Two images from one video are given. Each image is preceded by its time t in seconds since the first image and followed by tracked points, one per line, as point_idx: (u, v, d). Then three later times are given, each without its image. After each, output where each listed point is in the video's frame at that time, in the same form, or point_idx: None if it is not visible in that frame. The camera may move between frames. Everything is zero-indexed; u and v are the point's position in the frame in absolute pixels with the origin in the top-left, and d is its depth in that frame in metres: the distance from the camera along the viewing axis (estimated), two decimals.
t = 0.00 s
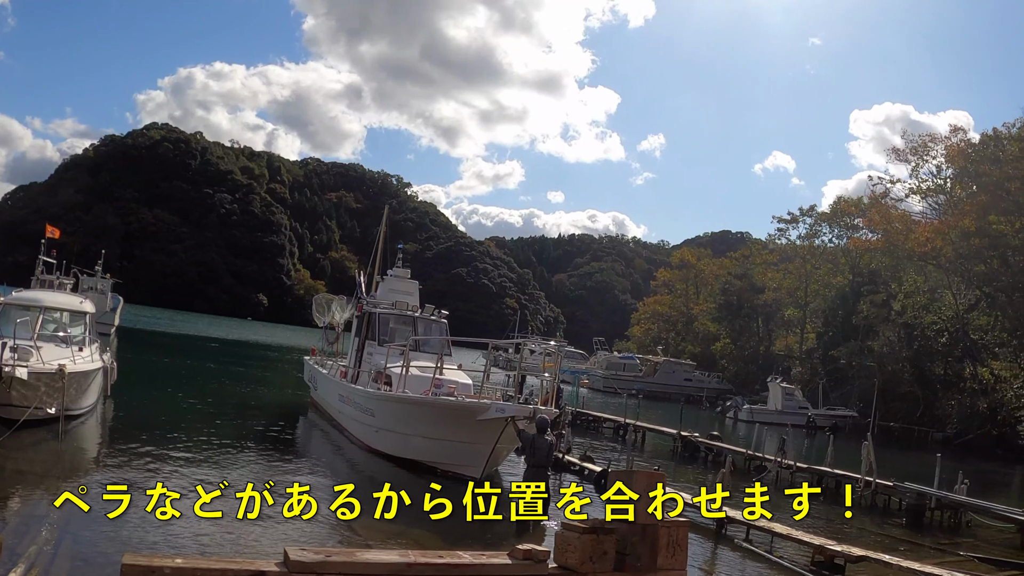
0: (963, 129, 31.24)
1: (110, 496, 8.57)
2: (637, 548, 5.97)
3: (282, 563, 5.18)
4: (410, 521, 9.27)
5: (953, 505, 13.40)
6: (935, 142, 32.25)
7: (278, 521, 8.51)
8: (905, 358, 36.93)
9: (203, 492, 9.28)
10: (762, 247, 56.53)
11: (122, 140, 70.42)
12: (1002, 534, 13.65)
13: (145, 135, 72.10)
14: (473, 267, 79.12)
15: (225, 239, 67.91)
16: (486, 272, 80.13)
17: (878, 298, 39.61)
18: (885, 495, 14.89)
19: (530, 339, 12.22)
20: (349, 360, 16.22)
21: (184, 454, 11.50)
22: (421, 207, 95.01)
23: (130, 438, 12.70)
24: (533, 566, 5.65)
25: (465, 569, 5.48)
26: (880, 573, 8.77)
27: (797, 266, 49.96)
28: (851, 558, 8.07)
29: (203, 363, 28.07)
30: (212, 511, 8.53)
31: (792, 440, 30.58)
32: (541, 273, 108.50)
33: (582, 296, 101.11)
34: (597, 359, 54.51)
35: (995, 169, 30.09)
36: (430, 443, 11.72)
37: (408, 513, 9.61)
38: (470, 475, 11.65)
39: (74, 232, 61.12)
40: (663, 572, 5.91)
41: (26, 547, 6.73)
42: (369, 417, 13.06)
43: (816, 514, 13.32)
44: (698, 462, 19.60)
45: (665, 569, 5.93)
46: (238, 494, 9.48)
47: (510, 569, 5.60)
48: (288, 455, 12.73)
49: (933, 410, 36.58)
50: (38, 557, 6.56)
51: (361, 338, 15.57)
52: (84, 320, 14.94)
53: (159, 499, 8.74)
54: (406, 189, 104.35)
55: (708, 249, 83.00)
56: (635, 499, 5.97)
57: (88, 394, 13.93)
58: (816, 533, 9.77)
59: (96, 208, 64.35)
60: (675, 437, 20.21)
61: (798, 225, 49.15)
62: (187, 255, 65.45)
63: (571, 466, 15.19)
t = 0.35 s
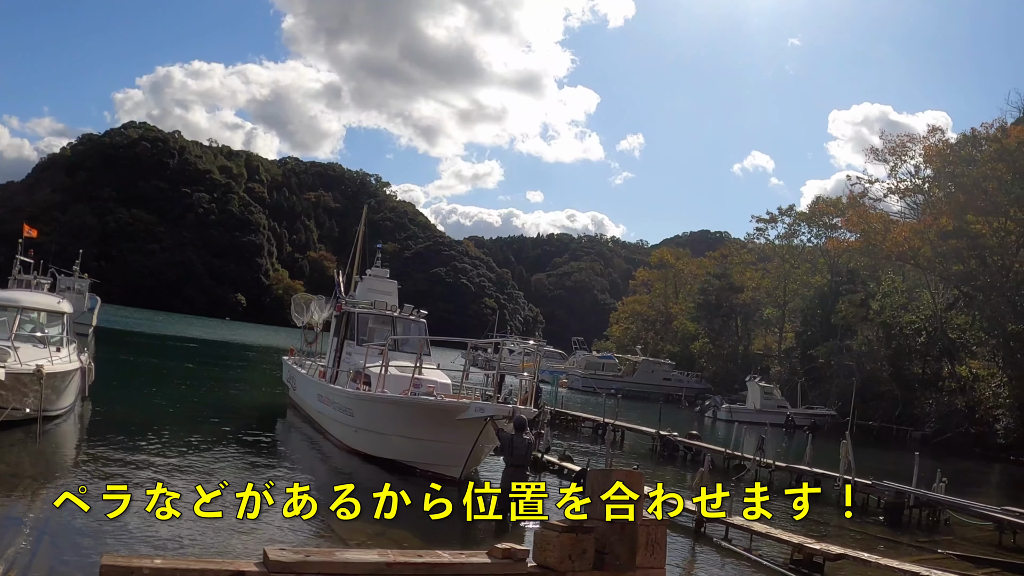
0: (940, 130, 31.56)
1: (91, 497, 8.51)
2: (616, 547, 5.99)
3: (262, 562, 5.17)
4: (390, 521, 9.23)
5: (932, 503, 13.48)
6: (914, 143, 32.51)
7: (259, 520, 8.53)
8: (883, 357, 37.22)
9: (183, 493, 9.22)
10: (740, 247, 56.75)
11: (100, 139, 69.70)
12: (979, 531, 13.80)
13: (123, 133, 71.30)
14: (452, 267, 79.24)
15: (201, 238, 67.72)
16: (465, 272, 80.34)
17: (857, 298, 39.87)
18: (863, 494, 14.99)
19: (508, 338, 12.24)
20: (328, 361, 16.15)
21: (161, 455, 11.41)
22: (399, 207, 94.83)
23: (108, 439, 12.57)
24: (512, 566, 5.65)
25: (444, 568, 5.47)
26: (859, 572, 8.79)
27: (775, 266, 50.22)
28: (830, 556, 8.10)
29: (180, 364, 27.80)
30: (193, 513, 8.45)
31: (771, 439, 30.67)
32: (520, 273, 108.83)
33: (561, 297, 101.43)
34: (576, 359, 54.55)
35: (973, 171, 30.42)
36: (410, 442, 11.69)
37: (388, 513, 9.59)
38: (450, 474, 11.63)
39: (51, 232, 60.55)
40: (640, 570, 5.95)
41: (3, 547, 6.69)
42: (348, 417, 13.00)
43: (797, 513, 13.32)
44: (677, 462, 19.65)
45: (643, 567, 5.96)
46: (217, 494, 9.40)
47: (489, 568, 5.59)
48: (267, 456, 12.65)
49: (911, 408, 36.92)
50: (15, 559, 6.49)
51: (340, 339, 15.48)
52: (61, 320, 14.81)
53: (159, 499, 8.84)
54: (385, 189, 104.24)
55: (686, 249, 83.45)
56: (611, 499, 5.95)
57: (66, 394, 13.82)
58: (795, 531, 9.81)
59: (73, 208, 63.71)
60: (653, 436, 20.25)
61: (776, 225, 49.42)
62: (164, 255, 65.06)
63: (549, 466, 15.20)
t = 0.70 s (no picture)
0: (920, 131, 31.65)
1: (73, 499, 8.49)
2: (598, 547, 5.96)
3: (243, 565, 5.17)
4: (373, 522, 9.25)
5: (912, 502, 13.60)
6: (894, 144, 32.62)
7: (240, 521, 8.53)
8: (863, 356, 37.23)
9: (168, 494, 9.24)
10: (721, 246, 56.84)
11: (79, 139, 69.02)
12: (958, 529, 13.95)
13: (103, 134, 70.84)
14: (433, 267, 79.20)
15: (182, 238, 67.20)
16: (446, 272, 80.35)
17: (838, 298, 40.06)
18: (845, 493, 15.08)
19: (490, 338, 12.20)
20: (311, 362, 16.07)
21: (142, 457, 11.36)
22: (380, 207, 94.62)
23: (88, 441, 12.51)
24: (493, 567, 5.65)
25: (426, 570, 5.48)
26: (839, 570, 8.85)
27: (757, 266, 50.35)
28: (811, 556, 8.16)
29: (160, 364, 27.63)
30: (177, 514, 8.45)
31: (753, 439, 30.82)
32: (502, 273, 109.01)
33: (542, 296, 101.56)
34: (557, 359, 54.50)
35: (953, 171, 30.58)
36: (392, 443, 11.68)
37: (369, 513, 9.60)
38: (431, 474, 11.63)
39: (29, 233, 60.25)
40: (623, 570, 5.94)
41: None
42: (330, 418, 12.96)
43: (781, 513, 13.37)
44: (659, 462, 19.71)
45: (625, 567, 5.95)
46: (199, 495, 9.40)
47: (472, 568, 5.61)
48: (249, 457, 12.62)
49: (892, 408, 37.26)
50: None
51: (321, 339, 15.42)
52: (40, 321, 14.67)
53: (153, 500, 8.95)
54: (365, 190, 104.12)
55: (667, 248, 83.79)
56: (594, 499, 5.93)
57: (46, 396, 13.73)
58: (776, 531, 9.87)
59: (53, 208, 63.39)
60: (635, 436, 20.30)
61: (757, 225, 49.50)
62: (144, 254, 64.49)
63: (531, 466, 15.22)
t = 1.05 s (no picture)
0: (908, 130, 31.72)
1: (64, 499, 8.48)
2: (589, 546, 6.01)
3: (233, 564, 5.17)
4: (363, 521, 9.22)
5: (901, 500, 13.66)
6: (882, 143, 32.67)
7: (229, 521, 8.52)
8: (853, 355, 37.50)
9: (161, 494, 9.23)
10: (710, 245, 56.84)
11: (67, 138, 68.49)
12: (946, 526, 14.06)
13: (89, 134, 70.34)
14: (422, 266, 79.17)
15: (170, 239, 66.85)
16: (435, 271, 80.30)
17: (826, 296, 40.14)
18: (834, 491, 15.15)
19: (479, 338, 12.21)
20: (300, 362, 16.03)
21: (131, 457, 11.34)
22: (369, 206, 94.53)
23: (77, 442, 12.46)
24: (485, 566, 5.67)
25: (417, 569, 5.48)
26: (828, 568, 8.87)
27: (745, 265, 50.38)
28: (800, 553, 8.23)
29: (146, 364, 27.52)
30: (168, 515, 8.42)
31: (743, 437, 30.89)
32: (491, 273, 109.15)
33: (530, 296, 101.58)
34: (545, 359, 54.39)
35: (941, 169, 30.67)
36: (381, 442, 11.68)
37: (359, 513, 9.59)
38: (421, 474, 11.64)
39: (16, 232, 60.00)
40: (614, 568, 6.00)
41: None
42: (319, 418, 12.94)
43: (771, 511, 13.42)
44: (649, 461, 19.76)
45: (616, 565, 6.02)
46: (188, 495, 9.40)
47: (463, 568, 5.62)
48: (238, 457, 12.61)
49: (881, 406, 37.46)
50: None
51: (310, 339, 15.40)
52: (27, 321, 14.54)
53: (146, 499, 8.98)
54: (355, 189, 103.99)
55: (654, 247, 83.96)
56: (585, 498, 5.98)
57: (33, 397, 13.64)
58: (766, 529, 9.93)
59: (41, 208, 63.06)
60: (624, 435, 20.35)
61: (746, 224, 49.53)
62: (133, 255, 64.28)
63: (520, 465, 15.22)
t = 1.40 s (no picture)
0: (929, 120, 31.44)
1: (89, 499, 8.58)
2: (613, 542, 6.00)
3: (260, 563, 5.20)
4: (388, 518, 9.27)
5: (924, 492, 13.58)
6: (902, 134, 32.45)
7: (253, 519, 8.60)
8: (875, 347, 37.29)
9: (185, 494, 9.31)
10: (731, 239, 56.44)
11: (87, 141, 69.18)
12: (972, 519, 13.92)
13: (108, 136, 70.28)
14: (442, 264, 79.06)
15: (190, 241, 67.17)
16: (456, 268, 80.24)
17: (847, 289, 39.92)
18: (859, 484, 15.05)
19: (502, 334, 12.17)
20: (322, 361, 16.11)
21: (154, 457, 11.46)
22: (388, 204, 94.61)
23: (102, 443, 12.58)
24: (510, 563, 5.68)
25: (443, 567, 5.50)
26: (855, 562, 8.80)
27: (766, 258, 50.12)
28: (824, 547, 8.22)
29: (167, 365, 27.69)
30: (193, 514, 8.49)
31: (764, 432, 30.75)
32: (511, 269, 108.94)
33: (552, 291, 101.47)
34: (566, 354, 54.22)
35: (962, 160, 30.38)
36: (403, 440, 11.71)
37: (381, 510, 9.64)
38: (445, 471, 11.68)
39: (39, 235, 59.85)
40: (639, 564, 6.04)
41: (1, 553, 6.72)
42: (342, 417, 12.98)
43: (793, 505, 13.37)
44: (671, 455, 19.75)
45: (640, 560, 6.06)
46: (212, 494, 9.46)
47: (488, 564, 5.63)
48: (261, 455, 12.70)
49: (904, 398, 37.23)
50: (14, 564, 6.53)
51: (332, 338, 15.46)
52: (49, 324, 14.71)
53: (170, 497, 9.09)
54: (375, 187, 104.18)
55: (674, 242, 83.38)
56: (610, 495, 5.98)
57: (57, 399, 13.79)
58: (789, 522, 9.92)
59: (63, 211, 63.38)
60: (645, 430, 20.35)
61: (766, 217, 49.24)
62: (155, 257, 64.85)
63: (543, 461, 15.22)
